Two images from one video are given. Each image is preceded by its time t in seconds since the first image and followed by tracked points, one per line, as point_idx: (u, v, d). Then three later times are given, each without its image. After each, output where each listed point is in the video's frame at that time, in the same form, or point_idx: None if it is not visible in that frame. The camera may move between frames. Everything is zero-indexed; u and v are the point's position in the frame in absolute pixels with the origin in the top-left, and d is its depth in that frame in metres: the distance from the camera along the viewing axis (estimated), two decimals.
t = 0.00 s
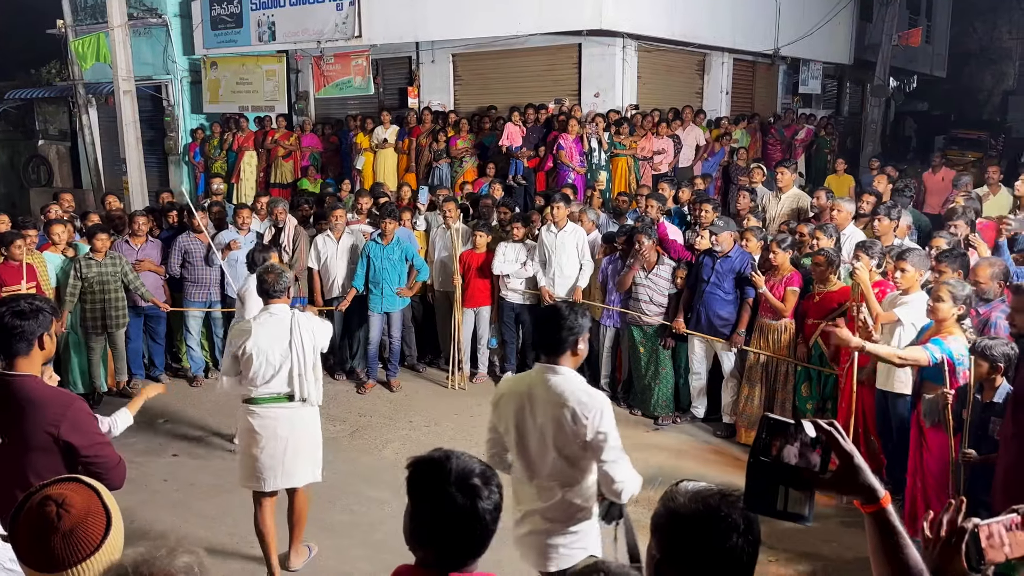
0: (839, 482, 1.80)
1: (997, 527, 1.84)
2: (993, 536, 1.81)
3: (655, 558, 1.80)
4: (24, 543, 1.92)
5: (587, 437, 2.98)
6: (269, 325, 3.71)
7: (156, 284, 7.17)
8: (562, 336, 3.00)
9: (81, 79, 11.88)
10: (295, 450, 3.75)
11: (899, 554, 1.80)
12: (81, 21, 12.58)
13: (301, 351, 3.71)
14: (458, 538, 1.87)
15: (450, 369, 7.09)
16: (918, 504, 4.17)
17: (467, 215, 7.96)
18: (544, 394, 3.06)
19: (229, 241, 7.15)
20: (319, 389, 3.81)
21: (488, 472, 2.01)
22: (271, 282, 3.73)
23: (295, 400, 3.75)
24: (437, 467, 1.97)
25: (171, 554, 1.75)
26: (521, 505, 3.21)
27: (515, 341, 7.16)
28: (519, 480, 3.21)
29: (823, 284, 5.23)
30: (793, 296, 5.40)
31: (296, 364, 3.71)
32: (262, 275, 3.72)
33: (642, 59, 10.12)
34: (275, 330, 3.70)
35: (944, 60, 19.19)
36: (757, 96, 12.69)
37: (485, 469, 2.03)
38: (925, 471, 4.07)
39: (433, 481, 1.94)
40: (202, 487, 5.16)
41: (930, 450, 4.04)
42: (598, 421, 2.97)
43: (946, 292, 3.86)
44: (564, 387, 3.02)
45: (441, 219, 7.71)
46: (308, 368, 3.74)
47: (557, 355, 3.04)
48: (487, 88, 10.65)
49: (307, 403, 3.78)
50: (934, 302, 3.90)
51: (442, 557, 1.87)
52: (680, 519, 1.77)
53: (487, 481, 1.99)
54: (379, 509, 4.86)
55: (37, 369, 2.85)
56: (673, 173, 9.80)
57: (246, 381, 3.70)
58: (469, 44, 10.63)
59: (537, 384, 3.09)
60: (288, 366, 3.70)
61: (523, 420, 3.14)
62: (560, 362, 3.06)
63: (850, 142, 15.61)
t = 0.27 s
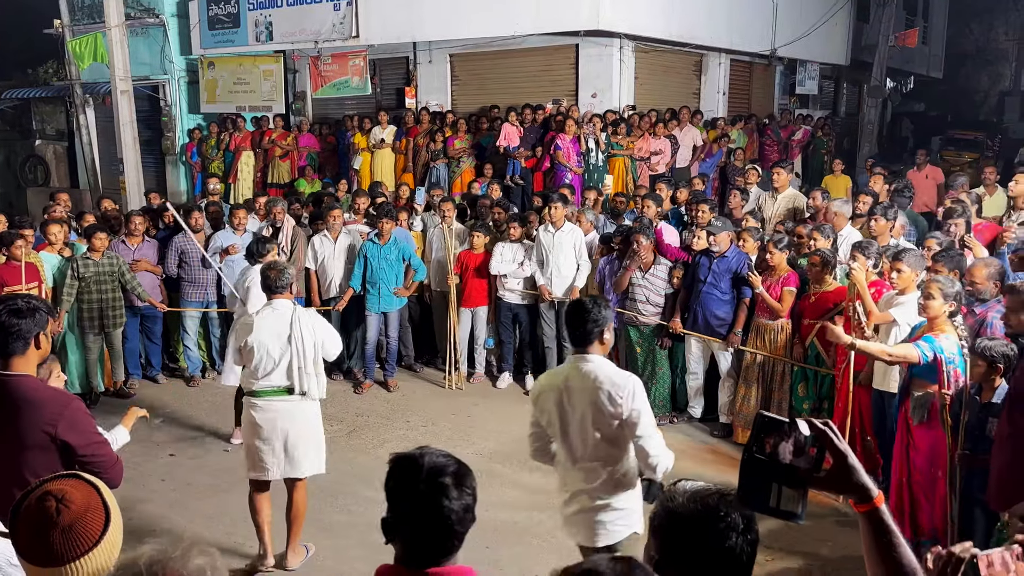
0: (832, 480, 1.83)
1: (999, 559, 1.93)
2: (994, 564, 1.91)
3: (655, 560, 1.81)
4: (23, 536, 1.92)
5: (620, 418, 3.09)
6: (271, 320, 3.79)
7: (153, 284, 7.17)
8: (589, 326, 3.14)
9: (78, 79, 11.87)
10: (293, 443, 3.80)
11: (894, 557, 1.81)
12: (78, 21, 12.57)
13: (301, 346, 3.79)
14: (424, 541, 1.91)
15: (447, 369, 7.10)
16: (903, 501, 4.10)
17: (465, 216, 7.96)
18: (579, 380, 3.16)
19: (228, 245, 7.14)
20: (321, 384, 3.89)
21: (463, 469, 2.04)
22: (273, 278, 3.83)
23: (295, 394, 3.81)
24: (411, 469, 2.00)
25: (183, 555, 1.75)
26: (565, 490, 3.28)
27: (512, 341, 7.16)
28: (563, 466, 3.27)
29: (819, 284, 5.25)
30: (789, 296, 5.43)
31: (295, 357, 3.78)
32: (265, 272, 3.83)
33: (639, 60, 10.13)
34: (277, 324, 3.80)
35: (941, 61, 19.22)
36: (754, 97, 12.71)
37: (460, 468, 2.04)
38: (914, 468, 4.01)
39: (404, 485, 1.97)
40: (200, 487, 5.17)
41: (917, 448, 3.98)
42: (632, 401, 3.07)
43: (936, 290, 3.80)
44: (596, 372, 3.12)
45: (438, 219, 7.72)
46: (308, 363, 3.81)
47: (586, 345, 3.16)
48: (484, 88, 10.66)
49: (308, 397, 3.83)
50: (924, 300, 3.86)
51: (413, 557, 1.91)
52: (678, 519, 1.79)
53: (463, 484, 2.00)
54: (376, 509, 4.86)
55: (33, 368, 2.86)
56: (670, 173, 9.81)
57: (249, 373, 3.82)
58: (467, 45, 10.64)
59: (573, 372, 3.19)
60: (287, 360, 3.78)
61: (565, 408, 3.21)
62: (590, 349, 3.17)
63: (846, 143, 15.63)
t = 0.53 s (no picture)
0: (830, 483, 1.83)
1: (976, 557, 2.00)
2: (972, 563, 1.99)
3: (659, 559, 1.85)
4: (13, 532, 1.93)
5: (659, 391, 3.29)
6: (264, 317, 3.82)
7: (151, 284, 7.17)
8: (624, 304, 3.30)
9: (75, 79, 11.86)
10: (279, 440, 3.83)
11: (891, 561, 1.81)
12: (76, 22, 12.57)
13: (290, 345, 3.78)
14: (370, 539, 1.97)
15: (445, 370, 7.10)
16: (898, 500, 4.07)
17: (462, 218, 7.97)
18: (616, 356, 3.34)
19: (226, 246, 7.12)
20: (313, 381, 3.87)
21: (408, 463, 2.09)
22: (269, 276, 3.85)
23: (284, 391, 3.82)
24: (357, 466, 2.06)
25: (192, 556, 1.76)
26: (599, 458, 3.45)
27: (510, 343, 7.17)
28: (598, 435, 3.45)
29: (816, 286, 5.29)
30: (790, 299, 5.42)
31: (284, 356, 3.79)
32: (262, 270, 3.87)
33: (636, 62, 10.15)
34: (268, 323, 3.81)
35: (937, 64, 19.27)
36: (752, 100, 12.73)
37: (404, 460, 2.10)
38: (912, 467, 3.99)
39: (349, 483, 2.04)
40: (197, 488, 5.16)
41: (916, 446, 3.96)
42: (669, 373, 3.26)
43: (937, 291, 3.80)
44: (632, 347, 3.31)
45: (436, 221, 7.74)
46: (296, 360, 3.80)
47: (621, 322, 3.32)
48: (483, 90, 10.67)
49: (296, 395, 3.82)
50: (925, 301, 3.86)
51: (362, 553, 1.98)
52: (681, 521, 1.81)
53: (407, 479, 2.05)
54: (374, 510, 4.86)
55: (31, 369, 2.85)
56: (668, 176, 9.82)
57: (243, 369, 3.87)
58: (464, 46, 10.63)
59: (610, 347, 3.37)
60: (277, 358, 3.79)
61: (601, 379, 3.40)
62: (625, 325, 3.35)
63: (843, 146, 15.66)
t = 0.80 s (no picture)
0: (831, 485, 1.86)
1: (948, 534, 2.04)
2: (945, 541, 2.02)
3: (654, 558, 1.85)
4: None
5: (694, 385, 3.30)
6: (248, 312, 3.87)
7: (146, 284, 7.15)
8: (651, 302, 3.29)
9: (71, 78, 11.83)
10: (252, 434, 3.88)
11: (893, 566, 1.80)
12: (72, 21, 12.54)
13: (264, 341, 3.80)
14: (313, 537, 1.95)
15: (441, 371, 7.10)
16: (900, 501, 4.06)
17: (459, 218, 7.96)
18: (647, 353, 3.35)
19: (222, 246, 7.09)
20: (286, 379, 3.82)
21: (352, 460, 2.06)
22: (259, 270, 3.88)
23: (258, 387, 3.86)
24: (301, 466, 2.04)
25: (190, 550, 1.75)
26: (626, 447, 3.47)
27: (507, 343, 7.18)
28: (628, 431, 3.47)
29: (812, 288, 5.31)
30: (791, 301, 5.35)
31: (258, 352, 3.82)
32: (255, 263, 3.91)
33: (633, 63, 10.15)
34: (248, 318, 3.86)
35: (933, 66, 19.31)
36: (749, 101, 12.74)
37: (346, 457, 2.07)
38: (914, 467, 3.99)
39: (292, 482, 2.01)
40: (191, 489, 5.14)
41: (919, 447, 3.96)
42: (700, 368, 3.28)
43: (942, 292, 3.81)
44: (660, 343, 3.32)
45: (433, 221, 7.73)
46: (266, 357, 3.79)
47: (651, 318, 3.32)
48: (480, 90, 10.66)
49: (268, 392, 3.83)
50: (931, 301, 3.86)
51: (312, 552, 1.96)
52: (680, 521, 1.80)
53: (347, 475, 2.01)
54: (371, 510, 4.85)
55: (25, 368, 2.84)
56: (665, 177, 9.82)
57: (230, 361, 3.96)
58: (461, 46, 10.61)
59: (640, 344, 3.37)
60: (252, 354, 3.84)
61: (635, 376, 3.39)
62: (654, 321, 3.33)
63: (840, 148, 15.68)
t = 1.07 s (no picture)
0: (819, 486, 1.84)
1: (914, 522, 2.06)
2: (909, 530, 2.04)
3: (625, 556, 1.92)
4: (29, 511, 1.85)
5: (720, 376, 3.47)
6: (203, 319, 3.90)
7: (137, 278, 7.15)
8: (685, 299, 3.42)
9: (62, 69, 11.76)
10: (195, 446, 3.88)
11: None
12: (64, 12, 12.48)
13: (211, 351, 3.82)
14: (357, 539, 1.98)
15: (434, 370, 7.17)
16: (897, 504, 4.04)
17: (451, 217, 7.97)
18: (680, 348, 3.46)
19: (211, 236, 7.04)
20: (228, 391, 3.85)
21: (401, 468, 2.09)
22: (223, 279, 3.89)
23: (201, 398, 3.88)
24: (345, 469, 2.07)
25: (195, 534, 1.78)
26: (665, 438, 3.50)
27: (497, 343, 7.21)
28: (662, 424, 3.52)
29: (804, 291, 5.30)
30: (785, 305, 5.38)
31: (204, 361, 3.84)
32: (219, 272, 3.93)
33: (627, 66, 10.19)
34: (202, 325, 3.87)
35: (923, 75, 19.44)
36: (741, 106, 12.80)
37: (394, 463, 2.11)
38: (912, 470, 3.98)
39: (340, 481, 2.04)
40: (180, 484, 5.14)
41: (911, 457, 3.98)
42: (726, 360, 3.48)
43: (946, 302, 3.93)
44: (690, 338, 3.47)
45: (425, 220, 7.74)
46: (214, 366, 3.81)
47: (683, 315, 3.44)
48: (474, 90, 10.67)
49: (210, 403, 3.86)
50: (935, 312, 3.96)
51: (347, 561, 2.00)
52: (651, 522, 1.87)
53: (397, 481, 2.05)
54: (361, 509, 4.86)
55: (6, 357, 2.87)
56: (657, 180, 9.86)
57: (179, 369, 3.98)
58: (455, 46, 10.63)
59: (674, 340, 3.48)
60: (198, 362, 3.86)
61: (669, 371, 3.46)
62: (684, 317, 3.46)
63: (830, 154, 15.77)
